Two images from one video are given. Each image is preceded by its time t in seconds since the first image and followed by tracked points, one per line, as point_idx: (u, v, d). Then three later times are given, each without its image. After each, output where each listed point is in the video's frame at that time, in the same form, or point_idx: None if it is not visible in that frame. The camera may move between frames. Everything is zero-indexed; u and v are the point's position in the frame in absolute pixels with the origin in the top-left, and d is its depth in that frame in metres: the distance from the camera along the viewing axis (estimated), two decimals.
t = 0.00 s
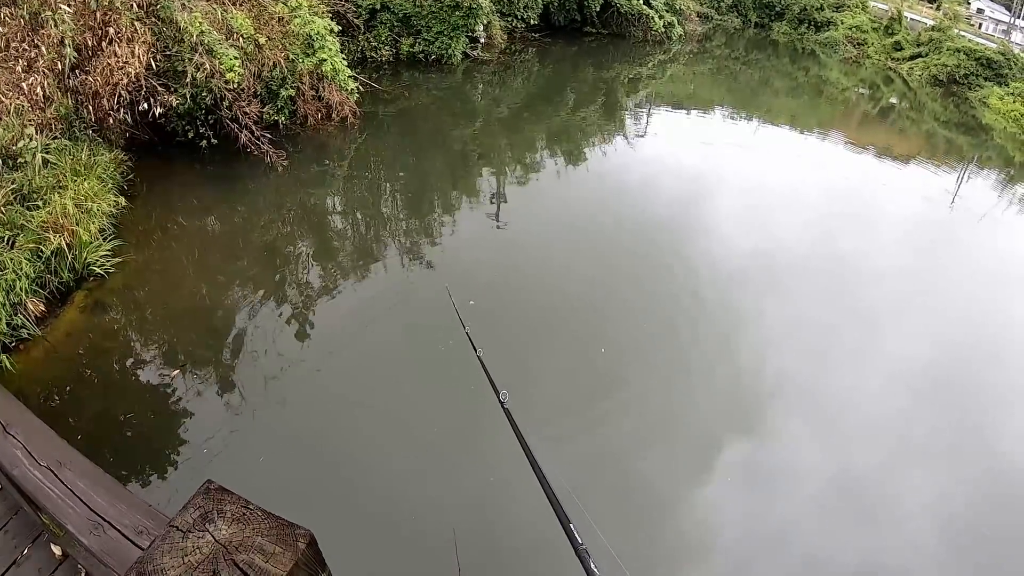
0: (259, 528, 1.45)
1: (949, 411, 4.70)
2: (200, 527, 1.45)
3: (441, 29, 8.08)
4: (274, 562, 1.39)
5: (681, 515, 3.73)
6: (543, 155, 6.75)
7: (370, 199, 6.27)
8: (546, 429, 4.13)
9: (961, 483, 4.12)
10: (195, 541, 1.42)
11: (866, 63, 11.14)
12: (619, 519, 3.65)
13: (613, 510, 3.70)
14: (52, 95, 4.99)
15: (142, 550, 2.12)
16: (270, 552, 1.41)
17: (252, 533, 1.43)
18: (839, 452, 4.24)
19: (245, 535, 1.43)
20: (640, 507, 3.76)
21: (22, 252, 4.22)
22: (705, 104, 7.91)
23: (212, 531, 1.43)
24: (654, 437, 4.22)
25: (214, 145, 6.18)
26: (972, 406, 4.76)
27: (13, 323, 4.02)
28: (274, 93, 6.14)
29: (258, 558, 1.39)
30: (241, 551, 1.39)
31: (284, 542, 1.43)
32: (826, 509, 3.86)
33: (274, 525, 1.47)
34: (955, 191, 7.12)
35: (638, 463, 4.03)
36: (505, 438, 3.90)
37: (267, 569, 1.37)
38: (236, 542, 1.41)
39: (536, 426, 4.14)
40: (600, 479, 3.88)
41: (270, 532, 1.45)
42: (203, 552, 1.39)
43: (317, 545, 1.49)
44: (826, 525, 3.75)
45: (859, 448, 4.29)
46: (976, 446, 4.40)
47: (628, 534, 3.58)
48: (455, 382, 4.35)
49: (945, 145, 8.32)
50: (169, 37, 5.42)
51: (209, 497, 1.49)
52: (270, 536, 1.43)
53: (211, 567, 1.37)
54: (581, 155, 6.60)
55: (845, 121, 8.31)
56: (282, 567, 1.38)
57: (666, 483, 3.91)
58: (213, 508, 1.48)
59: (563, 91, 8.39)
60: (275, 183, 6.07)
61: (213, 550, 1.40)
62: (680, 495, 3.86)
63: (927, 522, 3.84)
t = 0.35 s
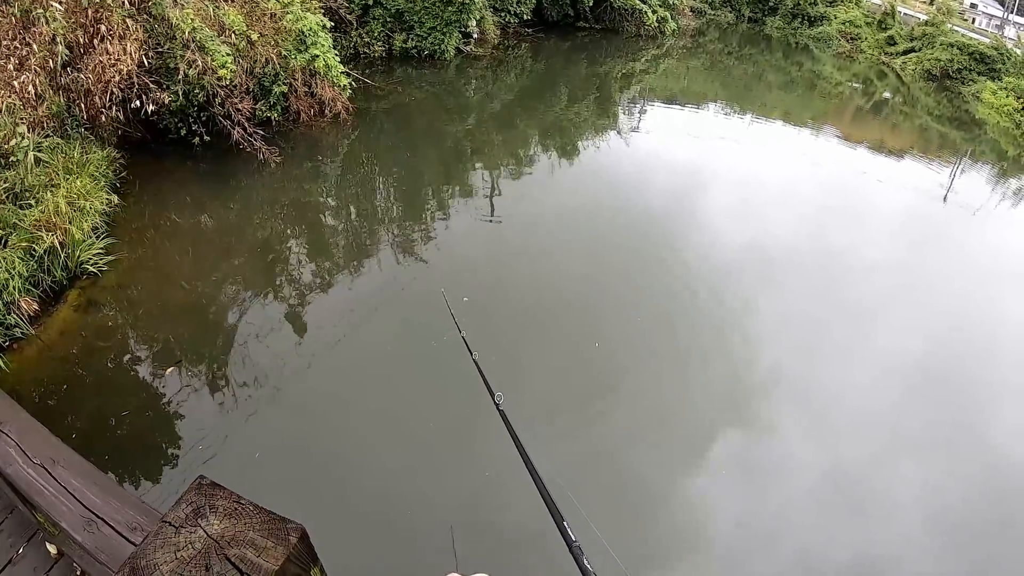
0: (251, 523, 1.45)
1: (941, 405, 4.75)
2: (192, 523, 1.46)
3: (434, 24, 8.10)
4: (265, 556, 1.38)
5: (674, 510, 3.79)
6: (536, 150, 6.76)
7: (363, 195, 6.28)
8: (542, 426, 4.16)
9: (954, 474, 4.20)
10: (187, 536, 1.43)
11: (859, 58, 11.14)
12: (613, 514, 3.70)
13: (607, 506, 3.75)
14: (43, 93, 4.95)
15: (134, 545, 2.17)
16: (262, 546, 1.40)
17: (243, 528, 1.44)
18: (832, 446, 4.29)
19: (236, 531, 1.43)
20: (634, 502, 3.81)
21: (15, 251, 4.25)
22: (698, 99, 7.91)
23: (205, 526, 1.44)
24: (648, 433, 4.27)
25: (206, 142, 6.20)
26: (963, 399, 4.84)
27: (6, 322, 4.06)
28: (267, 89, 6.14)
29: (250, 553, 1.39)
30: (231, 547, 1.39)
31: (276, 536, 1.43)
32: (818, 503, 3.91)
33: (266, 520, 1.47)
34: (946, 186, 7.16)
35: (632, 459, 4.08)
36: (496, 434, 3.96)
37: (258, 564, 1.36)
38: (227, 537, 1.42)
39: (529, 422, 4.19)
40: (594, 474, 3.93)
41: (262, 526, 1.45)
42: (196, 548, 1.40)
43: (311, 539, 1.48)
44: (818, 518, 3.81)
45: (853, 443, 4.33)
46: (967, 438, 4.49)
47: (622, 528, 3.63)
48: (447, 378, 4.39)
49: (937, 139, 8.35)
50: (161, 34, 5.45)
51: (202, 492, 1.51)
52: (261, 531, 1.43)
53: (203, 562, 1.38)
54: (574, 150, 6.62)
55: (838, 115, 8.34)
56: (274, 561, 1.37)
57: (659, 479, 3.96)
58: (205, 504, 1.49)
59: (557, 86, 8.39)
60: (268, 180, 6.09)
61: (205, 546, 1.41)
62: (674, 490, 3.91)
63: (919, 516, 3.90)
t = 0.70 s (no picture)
0: (245, 523, 1.46)
1: (937, 401, 4.79)
2: (185, 523, 1.46)
3: (426, 23, 8.09)
4: (264, 558, 1.40)
5: (669, 509, 3.82)
6: (529, 148, 6.78)
7: (357, 194, 6.29)
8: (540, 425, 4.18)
9: (951, 467, 4.25)
10: (181, 537, 1.44)
11: (851, 54, 11.14)
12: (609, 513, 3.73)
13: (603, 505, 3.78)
14: (35, 95, 4.99)
15: (127, 546, 2.20)
16: (257, 547, 1.42)
17: (238, 529, 1.45)
18: (829, 442, 4.33)
19: (231, 531, 1.45)
20: (630, 501, 3.84)
21: (7, 252, 4.27)
22: (691, 95, 7.90)
23: (199, 528, 1.45)
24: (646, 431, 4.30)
25: (200, 142, 6.18)
26: (956, 392, 4.90)
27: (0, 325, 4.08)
28: (259, 88, 6.13)
29: (246, 554, 1.40)
30: (229, 549, 1.41)
31: (270, 537, 1.45)
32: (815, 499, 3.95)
33: (260, 519, 1.49)
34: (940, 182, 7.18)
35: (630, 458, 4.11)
36: (489, 433, 3.99)
37: (254, 566, 1.38)
38: (223, 538, 1.43)
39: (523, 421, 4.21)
40: (591, 472, 3.96)
41: (257, 527, 1.46)
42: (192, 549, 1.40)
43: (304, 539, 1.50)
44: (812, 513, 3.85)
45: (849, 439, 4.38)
46: (963, 431, 4.55)
47: (618, 526, 3.66)
48: (442, 376, 4.43)
49: (931, 135, 8.37)
50: (153, 33, 5.43)
51: (194, 492, 1.51)
52: (255, 531, 1.45)
53: (197, 563, 1.39)
54: (568, 147, 6.63)
55: (831, 111, 8.36)
56: (271, 562, 1.40)
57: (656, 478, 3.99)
58: (199, 504, 1.49)
59: (550, 84, 8.38)
60: (261, 180, 6.08)
61: (198, 546, 1.41)
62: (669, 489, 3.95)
63: (916, 512, 3.94)
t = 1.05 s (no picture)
0: (247, 537, 1.53)
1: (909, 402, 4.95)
2: (185, 535, 1.53)
3: (410, 26, 8.14)
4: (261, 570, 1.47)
5: (647, 509, 3.93)
6: (510, 152, 6.86)
7: (339, 195, 6.35)
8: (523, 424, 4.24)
9: (911, 468, 4.42)
10: (181, 549, 1.51)
11: (832, 64, 11.27)
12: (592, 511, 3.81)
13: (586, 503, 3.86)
14: (15, 89, 5.00)
15: (114, 553, 2.34)
16: (260, 559, 1.49)
17: (240, 541, 1.52)
18: (802, 448, 4.47)
19: (232, 544, 1.52)
20: (609, 500, 3.92)
21: None
22: (671, 103, 8.00)
23: (199, 539, 1.52)
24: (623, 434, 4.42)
25: (180, 141, 6.22)
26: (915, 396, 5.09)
27: None
28: (241, 88, 6.17)
29: (248, 565, 1.47)
30: (227, 561, 1.48)
31: (273, 548, 1.53)
32: (789, 502, 4.07)
33: (261, 531, 1.56)
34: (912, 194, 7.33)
35: (609, 459, 4.21)
36: (461, 437, 4.10)
37: None
38: (223, 551, 1.50)
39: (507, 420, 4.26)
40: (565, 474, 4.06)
41: (258, 540, 1.53)
42: (193, 559, 1.48)
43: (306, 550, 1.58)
44: (787, 515, 3.98)
45: (820, 444, 4.53)
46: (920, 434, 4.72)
47: (601, 524, 3.74)
48: (415, 381, 4.52)
49: (908, 145, 8.52)
50: (137, 30, 5.43)
51: (191, 504, 1.58)
52: (258, 543, 1.52)
53: (200, 573, 1.47)
54: (548, 152, 6.73)
55: (810, 120, 8.50)
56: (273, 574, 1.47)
57: (635, 479, 4.09)
58: (198, 515, 1.57)
59: (532, 88, 8.45)
60: (243, 181, 6.15)
61: (201, 559, 1.49)
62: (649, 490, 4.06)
63: (888, 514, 4.09)
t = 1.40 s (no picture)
0: (260, 533, 1.64)
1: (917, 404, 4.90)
2: (199, 530, 1.63)
3: (421, 22, 8.11)
4: (277, 564, 1.57)
5: (650, 508, 3.89)
6: (519, 148, 6.83)
7: (346, 190, 6.34)
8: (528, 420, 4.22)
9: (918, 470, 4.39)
10: (196, 543, 1.60)
11: (842, 64, 11.24)
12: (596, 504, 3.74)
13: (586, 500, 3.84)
14: (26, 82, 4.96)
15: (124, 546, 2.35)
16: (275, 554, 1.59)
17: (255, 536, 1.63)
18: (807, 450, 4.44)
19: (247, 539, 1.62)
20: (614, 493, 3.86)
21: None
22: (681, 101, 7.97)
23: (214, 534, 1.62)
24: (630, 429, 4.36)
25: (190, 135, 6.22)
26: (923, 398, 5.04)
27: None
28: (251, 82, 6.17)
29: (262, 561, 1.57)
30: (243, 556, 1.57)
31: (286, 545, 1.62)
32: (792, 503, 4.04)
33: (274, 529, 1.67)
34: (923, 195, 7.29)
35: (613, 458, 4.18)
36: (468, 435, 4.07)
37: (273, 571, 1.55)
38: (238, 546, 1.60)
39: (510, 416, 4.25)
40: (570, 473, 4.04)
41: (272, 536, 1.64)
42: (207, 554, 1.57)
43: (319, 545, 1.69)
44: (791, 515, 3.95)
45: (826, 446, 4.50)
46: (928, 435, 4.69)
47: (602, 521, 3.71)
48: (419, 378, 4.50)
49: (917, 147, 8.48)
50: (147, 24, 5.52)
51: (207, 500, 1.70)
52: (272, 539, 1.63)
53: (216, 567, 1.55)
54: (557, 149, 6.71)
55: (820, 120, 8.46)
56: (288, 568, 1.57)
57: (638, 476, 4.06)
58: (213, 510, 1.67)
59: (541, 86, 8.43)
60: (252, 175, 6.14)
61: (215, 554, 1.58)
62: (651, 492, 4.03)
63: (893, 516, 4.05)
